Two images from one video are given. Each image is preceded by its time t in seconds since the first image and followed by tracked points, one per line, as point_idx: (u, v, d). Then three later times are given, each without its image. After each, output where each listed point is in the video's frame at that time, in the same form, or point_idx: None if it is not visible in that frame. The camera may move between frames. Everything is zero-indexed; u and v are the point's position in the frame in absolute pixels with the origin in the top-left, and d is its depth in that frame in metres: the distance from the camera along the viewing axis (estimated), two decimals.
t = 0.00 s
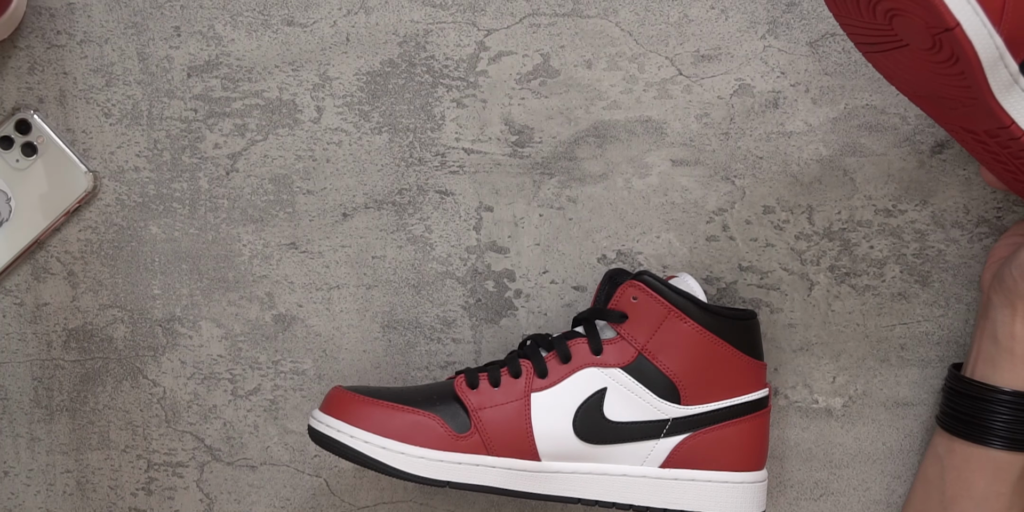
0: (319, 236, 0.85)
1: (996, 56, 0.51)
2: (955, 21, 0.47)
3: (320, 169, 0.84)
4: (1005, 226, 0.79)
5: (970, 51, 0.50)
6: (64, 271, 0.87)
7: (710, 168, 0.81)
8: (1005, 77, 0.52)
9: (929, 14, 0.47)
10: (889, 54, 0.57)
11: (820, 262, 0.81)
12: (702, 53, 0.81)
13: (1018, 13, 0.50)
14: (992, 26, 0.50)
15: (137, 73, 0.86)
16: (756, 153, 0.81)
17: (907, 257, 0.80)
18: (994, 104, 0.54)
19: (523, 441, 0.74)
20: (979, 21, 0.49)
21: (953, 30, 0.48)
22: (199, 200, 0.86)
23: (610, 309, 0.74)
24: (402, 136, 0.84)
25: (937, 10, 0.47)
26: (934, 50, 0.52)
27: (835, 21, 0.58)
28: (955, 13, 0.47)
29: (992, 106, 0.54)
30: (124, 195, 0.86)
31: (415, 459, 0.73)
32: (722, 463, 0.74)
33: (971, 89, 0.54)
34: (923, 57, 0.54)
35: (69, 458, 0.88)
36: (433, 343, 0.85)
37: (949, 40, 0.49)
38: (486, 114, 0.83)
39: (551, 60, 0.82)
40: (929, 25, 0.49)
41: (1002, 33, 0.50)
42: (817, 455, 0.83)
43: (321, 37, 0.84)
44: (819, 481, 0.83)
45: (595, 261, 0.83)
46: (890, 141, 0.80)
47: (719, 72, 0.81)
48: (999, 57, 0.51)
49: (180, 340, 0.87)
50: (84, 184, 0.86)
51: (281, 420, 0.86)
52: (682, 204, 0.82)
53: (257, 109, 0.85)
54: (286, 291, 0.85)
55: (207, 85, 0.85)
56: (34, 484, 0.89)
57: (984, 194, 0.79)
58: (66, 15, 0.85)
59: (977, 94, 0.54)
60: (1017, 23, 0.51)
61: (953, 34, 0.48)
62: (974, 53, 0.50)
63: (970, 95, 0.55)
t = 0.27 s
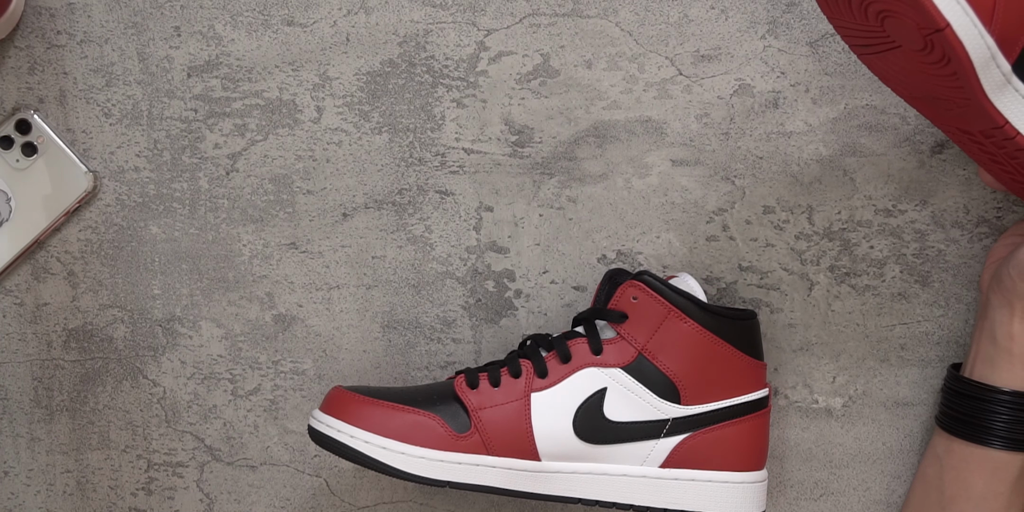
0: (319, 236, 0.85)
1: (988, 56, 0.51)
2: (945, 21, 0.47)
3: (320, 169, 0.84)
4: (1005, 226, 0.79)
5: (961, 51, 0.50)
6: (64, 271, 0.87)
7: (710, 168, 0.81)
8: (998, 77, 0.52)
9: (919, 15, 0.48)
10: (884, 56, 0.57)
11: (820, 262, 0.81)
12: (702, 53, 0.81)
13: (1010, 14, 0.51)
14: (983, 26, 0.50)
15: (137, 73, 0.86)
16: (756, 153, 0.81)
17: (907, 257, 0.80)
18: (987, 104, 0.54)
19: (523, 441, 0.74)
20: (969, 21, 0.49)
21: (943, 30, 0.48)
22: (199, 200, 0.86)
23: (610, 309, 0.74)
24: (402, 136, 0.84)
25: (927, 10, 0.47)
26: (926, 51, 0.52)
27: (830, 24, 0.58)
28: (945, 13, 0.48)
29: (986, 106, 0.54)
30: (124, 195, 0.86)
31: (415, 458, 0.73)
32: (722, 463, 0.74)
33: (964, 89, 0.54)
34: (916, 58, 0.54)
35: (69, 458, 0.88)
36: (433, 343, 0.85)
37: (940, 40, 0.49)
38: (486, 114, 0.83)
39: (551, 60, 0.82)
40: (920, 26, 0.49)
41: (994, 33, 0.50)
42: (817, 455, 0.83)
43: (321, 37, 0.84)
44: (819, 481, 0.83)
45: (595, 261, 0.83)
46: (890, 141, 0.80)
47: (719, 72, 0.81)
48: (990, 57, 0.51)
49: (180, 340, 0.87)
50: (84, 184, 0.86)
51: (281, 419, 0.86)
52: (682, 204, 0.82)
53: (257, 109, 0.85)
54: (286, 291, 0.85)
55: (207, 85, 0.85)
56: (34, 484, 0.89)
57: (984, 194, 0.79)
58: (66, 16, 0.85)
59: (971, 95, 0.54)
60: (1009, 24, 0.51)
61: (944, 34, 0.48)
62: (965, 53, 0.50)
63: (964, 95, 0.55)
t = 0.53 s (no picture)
0: (319, 236, 0.85)
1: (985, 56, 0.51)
2: (942, 21, 0.47)
3: (320, 169, 0.84)
4: (1005, 226, 0.79)
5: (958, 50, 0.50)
6: (64, 271, 0.87)
7: (710, 168, 0.81)
8: (996, 77, 0.53)
9: (917, 15, 0.48)
10: (882, 56, 0.57)
11: (820, 262, 0.81)
12: (702, 53, 0.81)
13: (1006, 13, 0.51)
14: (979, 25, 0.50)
15: (137, 73, 0.86)
16: (756, 153, 0.81)
17: (907, 257, 0.80)
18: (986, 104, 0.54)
19: (524, 441, 0.74)
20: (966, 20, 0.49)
21: (940, 30, 0.48)
22: (199, 200, 0.86)
23: (610, 309, 0.74)
24: (402, 136, 0.84)
25: (924, 10, 0.47)
26: (924, 51, 0.52)
27: (828, 24, 0.58)
28: (942, 13, 0.48)
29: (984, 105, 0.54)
30: (124, 195, 0.86)
31: (415, 458, 0.73)
32: (722, 463, 0.74)
33: (962, 89, 0.54)
34: (914, 59, 0.54)
35: (69, 458, 0.88)
36: (433, 343, 0.85)
37: (937, 40, 0.49)
38: (486, 114, 0.83)
39: (551, 60, 0.82)
40: (918, 26, 0.49)
41: (990, 33, 0.50)
42: (817, 455, 0.83)
43: (321, 37, 0.84)
44: (819, 481, 0.83)
45: (595, 261, 0.83)
46: (890, 142, 0.80)
47: (719, 72, 0.81)
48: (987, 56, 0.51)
49: (180, 340, 0.87)
50: (84, 184, 0.86)
51: (281, 420, 0.86)
52: (683, 204, 0.82)
53: (257, 109, 0.85)
54: (286, 291, 0.85)
55: (207, 85, 0.85)
56: (34, 484, 0.89)
57: (984, 194, 0.79)
58: (66, 16, 0.85)
59: (969, 95, 0.54)
60: (1005, 23, 0.51)
61: (942, 34, 0.48)
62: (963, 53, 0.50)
63: (962, 95, 0.55)
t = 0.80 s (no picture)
0: (319, 236, 0.85)
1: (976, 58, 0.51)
2: (933, 23, 0.47)
3: (320, 169, 0.84)
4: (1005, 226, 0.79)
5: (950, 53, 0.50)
6: (64, 271, 0.87)
7: (710, 168, 0.81)
8: (989, 78, 0.53)
9: (908, 19, 0.48)
10: (875, 60, 0.57)
11: (820, 262, 0.81)
12: (702, 53, 0.81)
13: (998, 15, 0.51)
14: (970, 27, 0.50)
15: (137, 73, 0.86)
16: (756, 153, 0.81)
17: (907, 257, 0.80)
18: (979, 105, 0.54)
19: (523, 441, 0.74)
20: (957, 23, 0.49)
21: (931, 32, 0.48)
22: (199, 200, 0.86)
23: (610, 309, 0.74)
24: (402, 136, 0.84)
25: (915, 12, 0.47)
26: (916, 53, 0.52)
27: (821, 31, 0.58)
28: (933, 15, 0.48)
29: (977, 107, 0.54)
30: (124, 195, 0.86)
31: (415, 458, 0.73)
32: (722, 464, 0.74)
33: (956, 91, 0.54)
34: (907, 62, 0.54)
35: (69, 458, 0.88)
36: (433, 343, 0.85)
37: (929, 42, 0.49)
38: (486, 114, 0.83)
39: (551, 60, 0.82)
40: (909, 29, 0.49)
41: (983, 34, 0.51)
42: (817, 455, 0.83)
43: (321, 37, 0.84)
44: (819, 481, 0.83)
45: (595, 261, 0.83)
46: (890, 142, 0.80)
47: (719, 72, 0.81)
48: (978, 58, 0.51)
49: (180, 340, 0.87)
50: (84, 184, 0.86)
51: (281, 420, 0.86)
52: (683, 204, 0.82)
53: (257, 109, 0.85)
54: (286, 291, 0.85)
55: (207, 85, 0.85)
56: (33, 484, 0.89)
57: (984, 194, 0.79)
58: (66, 16, 0.85)
59: (963, 97, 0.54)
60: (997, 25, 0.51)
61: (932, 36, 0.48)
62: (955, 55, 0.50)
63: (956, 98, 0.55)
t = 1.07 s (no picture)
0: (318, 236, 0.85)
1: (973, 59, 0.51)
2: (930, 25, 0.47)
3: (320, 169, 0.84)
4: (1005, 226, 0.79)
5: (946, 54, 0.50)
6: (64, 271, 0.87)
7: (710, 168, 0.81)
8: (986, 79, 0.53)
9: (905, 20, 0.48)
10: (872, 60, 0.57)
11: (820, 262, 0.81)
12: (702, 53, 0.81)
13: (994, 19, 0.51)
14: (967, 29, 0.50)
15: (137, 73, 0.86)
16: (756, 153, 0.81)
17: (907, 257, 0.80)
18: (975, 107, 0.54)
19: (523, 441, 0.74)
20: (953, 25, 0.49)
21: (928, 33, 0.48)
22: (199, 200, 0.86)
23: (611, 309, 0.74)
24: (402, 136, 0.84)
25: (912, 14, 0.47)
26: (913, 54, 0.52)
27: (818, 29, 0.59)
28: (930, 16, 0.48)
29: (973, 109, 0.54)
30: (124, 195, 0.86)
31: (415, 458, 0.73)
32: (722, 464, 0.74)
33: (952, 93, 0.54)
34: (904, 63, 0.54)
35: (69, 458, 0.88)
36: (433, 343, 0.85)
37: (925, 44, 0.49)
38: (486, 114, 0.83)
39: (551, 60, 0.82)
40: (906, 30, 0.49)
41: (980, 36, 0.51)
42: (817, 455, 0.83)
43: (321, 37, 0.84)
44: (819, 481, 0.83)
45: (595, 261, 0.83)
46: (890, 142, 0.80)
47: (719, 72, 0.81)
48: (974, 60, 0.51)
49: (180, 340, 0.87)
50: (84, 184, 0.86)
51: (281, 420, 0.86)
52: (683, 204, 0.82)
53: (257, 109, 0.85)
54: (286, 291, 0.85)
55: (207, 85, 0.85)
56: (33, 484, 0.89)
57: (984, 194, 0.79)
58: (66, 16, 0.85)
59: (959, 99, 0.54)
60: (994, 28, 0.51)
61: (930, 38, 0.48)
62: (951, 57, 0.50)
63: (953, 100, 0.55)
